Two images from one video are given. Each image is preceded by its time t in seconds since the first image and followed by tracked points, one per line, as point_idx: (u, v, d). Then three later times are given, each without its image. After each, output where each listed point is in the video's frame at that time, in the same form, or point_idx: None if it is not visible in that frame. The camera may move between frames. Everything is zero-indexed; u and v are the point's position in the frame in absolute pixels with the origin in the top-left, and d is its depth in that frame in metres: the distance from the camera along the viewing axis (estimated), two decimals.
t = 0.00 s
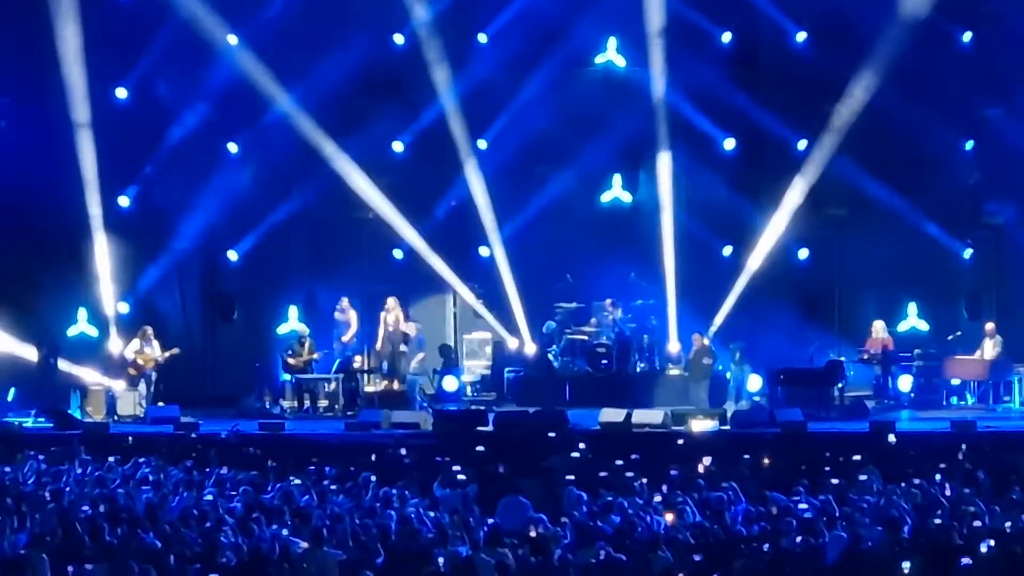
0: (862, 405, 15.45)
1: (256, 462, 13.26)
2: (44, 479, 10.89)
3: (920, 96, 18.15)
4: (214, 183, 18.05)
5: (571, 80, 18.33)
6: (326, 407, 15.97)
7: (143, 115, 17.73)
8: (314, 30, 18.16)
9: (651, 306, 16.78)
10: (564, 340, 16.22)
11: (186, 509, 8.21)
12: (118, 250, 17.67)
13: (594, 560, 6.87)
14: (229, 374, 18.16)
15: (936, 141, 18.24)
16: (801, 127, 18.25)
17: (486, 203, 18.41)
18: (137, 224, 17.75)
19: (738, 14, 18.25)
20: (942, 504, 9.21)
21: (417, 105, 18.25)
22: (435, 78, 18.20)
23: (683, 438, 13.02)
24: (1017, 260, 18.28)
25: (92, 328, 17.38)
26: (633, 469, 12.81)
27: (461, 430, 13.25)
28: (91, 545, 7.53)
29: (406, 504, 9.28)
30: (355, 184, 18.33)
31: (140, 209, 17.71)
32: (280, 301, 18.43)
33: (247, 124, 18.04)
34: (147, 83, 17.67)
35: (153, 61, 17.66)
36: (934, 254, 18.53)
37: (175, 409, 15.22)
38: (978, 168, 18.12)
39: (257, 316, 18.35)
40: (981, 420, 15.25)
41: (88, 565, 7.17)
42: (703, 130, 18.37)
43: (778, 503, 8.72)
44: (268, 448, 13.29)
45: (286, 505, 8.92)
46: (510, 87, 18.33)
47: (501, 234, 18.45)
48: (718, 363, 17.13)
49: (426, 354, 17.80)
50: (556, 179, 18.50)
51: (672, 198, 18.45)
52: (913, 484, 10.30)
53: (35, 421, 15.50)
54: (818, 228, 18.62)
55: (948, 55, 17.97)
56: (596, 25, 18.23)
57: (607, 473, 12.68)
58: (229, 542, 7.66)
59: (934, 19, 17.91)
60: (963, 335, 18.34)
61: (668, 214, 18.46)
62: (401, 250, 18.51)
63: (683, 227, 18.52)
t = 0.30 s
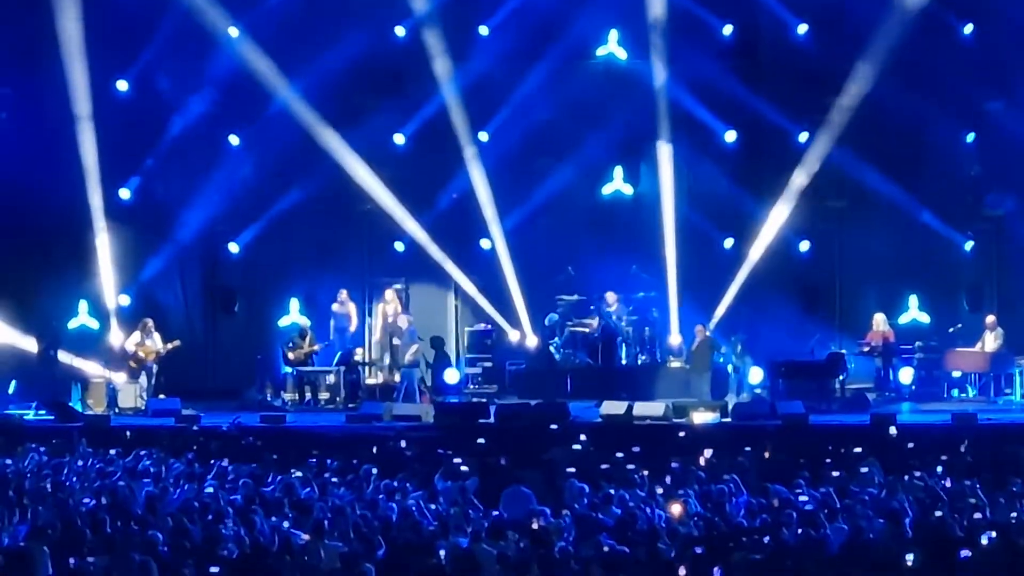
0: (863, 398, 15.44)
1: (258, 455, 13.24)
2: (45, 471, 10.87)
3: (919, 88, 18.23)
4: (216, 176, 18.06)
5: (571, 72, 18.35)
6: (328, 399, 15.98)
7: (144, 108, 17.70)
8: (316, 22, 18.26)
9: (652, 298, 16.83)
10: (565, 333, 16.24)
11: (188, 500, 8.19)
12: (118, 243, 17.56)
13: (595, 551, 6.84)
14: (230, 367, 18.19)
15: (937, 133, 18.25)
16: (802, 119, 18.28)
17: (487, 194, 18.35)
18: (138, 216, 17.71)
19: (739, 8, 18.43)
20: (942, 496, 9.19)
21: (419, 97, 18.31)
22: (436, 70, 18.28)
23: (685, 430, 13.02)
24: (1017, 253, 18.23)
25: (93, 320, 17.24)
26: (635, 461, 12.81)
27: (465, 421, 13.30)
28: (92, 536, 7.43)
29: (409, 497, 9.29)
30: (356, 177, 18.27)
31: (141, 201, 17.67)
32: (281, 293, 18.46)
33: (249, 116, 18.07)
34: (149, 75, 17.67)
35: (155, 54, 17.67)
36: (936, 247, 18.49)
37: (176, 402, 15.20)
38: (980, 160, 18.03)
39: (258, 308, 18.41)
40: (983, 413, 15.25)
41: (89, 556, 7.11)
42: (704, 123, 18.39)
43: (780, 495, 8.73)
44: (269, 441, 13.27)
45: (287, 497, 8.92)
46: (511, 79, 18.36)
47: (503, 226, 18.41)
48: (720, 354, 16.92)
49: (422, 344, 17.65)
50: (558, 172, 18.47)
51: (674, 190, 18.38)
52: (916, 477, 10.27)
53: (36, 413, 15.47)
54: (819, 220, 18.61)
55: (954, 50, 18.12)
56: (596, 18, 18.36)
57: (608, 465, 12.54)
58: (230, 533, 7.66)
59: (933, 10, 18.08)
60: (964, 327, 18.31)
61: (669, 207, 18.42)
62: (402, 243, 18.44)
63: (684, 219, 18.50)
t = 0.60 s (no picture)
0: (866, 374, 15.62)
1: (261, 430, 13.20)
2: (48, 448, 10.74)
3: (923, 64, 18.18)
4: (218, 153, 18.04)
5: (574, 48, 18.34)
6: (330, 376, 15.74)
7: (146, 83, 17.57)
8: None
9: (656, 275, 16.75)
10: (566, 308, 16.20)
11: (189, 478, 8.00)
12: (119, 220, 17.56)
13: (598, 529, 6.74)
14: (231, 344, 18.14)
15: (939, 111, 18.26)
16: (803, 96, 18.19)
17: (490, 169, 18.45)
18: (140, 192, 17.66)
19: None
20: (947, 473, 9.12)
21: (421, 73, 18.24)
22: (439, 45, 18.20)
23: (687, 408, 13.07)
24: (1019, 230, 18.19)
25: (95, 297, 17.21)
26: (636, 437, 12.78)
27: (465, 398, 13.25)
28: (93, 512, 7.38)
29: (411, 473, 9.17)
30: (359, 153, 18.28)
31: (143, 177, 17.61)
32: (284, 268, 18.45)
33: (251, 92, 18.00)
34: (151, 50, 17.53)
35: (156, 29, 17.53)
36: (939, 224, 18.47)
37: (179, 378, 15.12)
38: (981, 137, 18.12)
39: (259, 283, 18.38)
40: (985, 389, 15.25)
41: (91, 533, 7.00)
42: (708, 101, 18.33)
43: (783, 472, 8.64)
44: (273, 417, 13.23)
45: (288, 474, 8.81)
46: (513, 56, 18.28)
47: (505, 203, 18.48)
48: (723, 331, 16.83)
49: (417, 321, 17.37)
50: (561, 148, 18.51)
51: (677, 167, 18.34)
52: (920, 453, 10.28)
53: (39, 390, 15.41)
54: (822, 197, 18.54)
55: (956, 28, 18.09)
56: None
57: (609, 441, 12.61)
58: (231, 510, 7.53)
59: None
60: (966, 304, 18.36)
61: (671, 183, 18.38)
62: (404, 219, 18.44)
63: (687, 197, 18.47)
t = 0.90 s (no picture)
0: (869, 366, 15.49)
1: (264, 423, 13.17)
2: (51, 440, 10.77)
3: (927, 57, 18.11)
4: (222, 146, 18.08)
5: (578, 41, 18.26)
6: (333, 368, 15.93)
7: (149, 77, 17.54)
8: None
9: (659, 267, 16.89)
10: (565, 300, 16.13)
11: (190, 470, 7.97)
12: (122, 214, 17.69)
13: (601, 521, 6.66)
14: (234, 337, 18.18)
15: (943, 104, 18.21)
16: (806, 89, 18.20)
17: (493, 161, 18.57)
18: (145, 185, 17.72)
19: None
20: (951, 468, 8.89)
21: (424, 67, 18.19)
22: (442, 39, 18.15)
23: (689, 401, 13.11)
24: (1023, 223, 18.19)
25: (98, 289, 17.37)
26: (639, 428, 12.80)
27: (466, 390, 13.28)
28: (96, 506, 7.19)
29: (414, 466, 9.15)
30: (362, 145, 18.38)
31: (147, 170, 17.70)
32: (287, 261, 18.47)
33: (255, 84, 18.04)
34: (155, 44, 17.45)
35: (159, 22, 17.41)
36: (942, 217, 18.47)
37: (182, 371, 15.15)
38: (986, 131, 18.11)
39: (261, 275, 18.37)
40: (987, 382, 15.27)
41: (92, 527, 6.88)
42: (711, 94, 18.29)
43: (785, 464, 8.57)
44: (275, 409, 13.22)
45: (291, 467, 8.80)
46: (516, 49, 18.26)
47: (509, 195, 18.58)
48: (726, 325, 16.68)
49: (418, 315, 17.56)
50: (564, 141, 18.55)
51: (679, 160, 18.45)
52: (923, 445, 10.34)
53: (42, 382, 15.48)
54: (824, 189, 18.58)
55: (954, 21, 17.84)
56: None
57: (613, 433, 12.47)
58: (233, 502, 7.52)
59: None
60: (970, 297, 18.26)
61: (674, 176, 18.48)
62: (408, 211, 18.47)
63: (691, 190, 18.45)
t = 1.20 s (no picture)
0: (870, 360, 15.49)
1: (266, 416, 13.21)
2: (53, 434, 10.76)
3: (928, 51, 18.08)
4: (223, 138, 18.04)
5: (580, 35, 18.24)
6: (335, 362, 16.15)
7: (151, 70, 17.55)
8: None
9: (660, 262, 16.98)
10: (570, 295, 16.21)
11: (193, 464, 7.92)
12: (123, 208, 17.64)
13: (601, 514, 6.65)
14: (236, 330, 18.20)
15: (945, 98, 18.17)
16: (808, 83, 18.10)
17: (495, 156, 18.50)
18: (147, 179, 17.73)
19: None
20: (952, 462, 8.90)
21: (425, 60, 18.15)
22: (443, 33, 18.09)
23: (691, 394, 12.99)
24: None
25: (100, 282, 17.42)
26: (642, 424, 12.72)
27: (469, 385, 13.17)
28: (100, 500, 7.19)
29: (416, 458, 9.12)
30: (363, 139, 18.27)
31: (148, 164, 17.68)
32: (287, 255, 18.51)
33: (255, 77, 17.98)
34: (156, 38, 17.50)
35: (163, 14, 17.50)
36: (944, 211, 18.51)
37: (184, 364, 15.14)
38: (986, 124, 18.04)
39: (263, 267, 18.42)
40: (989, 376, 15.28)
41: (93, 522, 6.82)
42: (713, 87, 18.29)
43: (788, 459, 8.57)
44: (278, 403, 13.24)
45: (293, 461, 8.78)
46: (518, 42, 18.24)
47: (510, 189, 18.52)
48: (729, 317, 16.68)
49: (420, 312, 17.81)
50: (566, 135, 18.57)
51: (682, 154, 18.33)
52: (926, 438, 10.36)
53: (44, 376, 15.48)
54: (826, 183, 18.62)
55: (958, 15, 17.95)
56: None
57: (615, 427, 12.46)
58: (235, 497, 7.51)
59: None
60: (972, 291, 18.34)
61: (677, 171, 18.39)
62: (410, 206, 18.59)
63: (693, 184, 18.50)
